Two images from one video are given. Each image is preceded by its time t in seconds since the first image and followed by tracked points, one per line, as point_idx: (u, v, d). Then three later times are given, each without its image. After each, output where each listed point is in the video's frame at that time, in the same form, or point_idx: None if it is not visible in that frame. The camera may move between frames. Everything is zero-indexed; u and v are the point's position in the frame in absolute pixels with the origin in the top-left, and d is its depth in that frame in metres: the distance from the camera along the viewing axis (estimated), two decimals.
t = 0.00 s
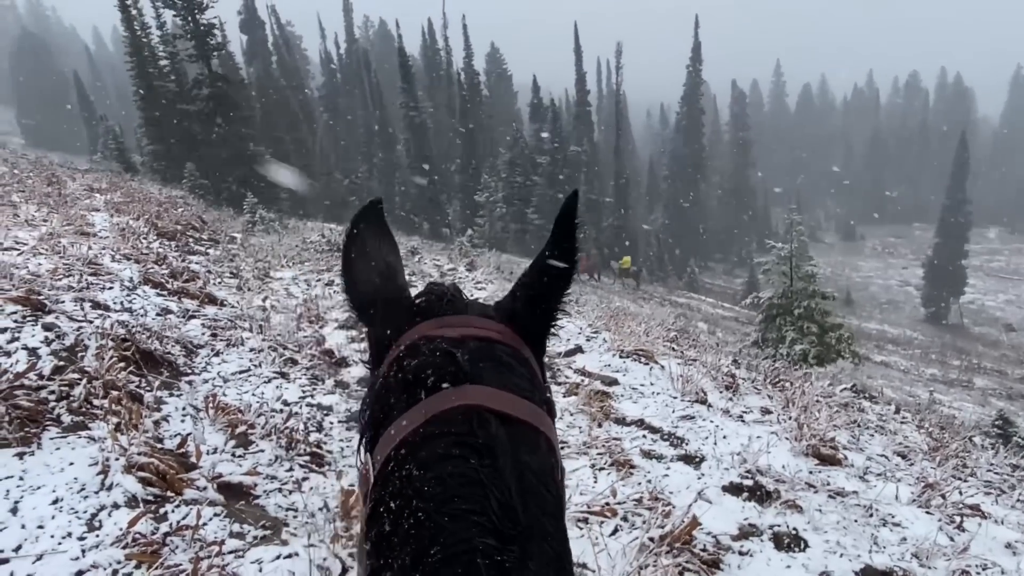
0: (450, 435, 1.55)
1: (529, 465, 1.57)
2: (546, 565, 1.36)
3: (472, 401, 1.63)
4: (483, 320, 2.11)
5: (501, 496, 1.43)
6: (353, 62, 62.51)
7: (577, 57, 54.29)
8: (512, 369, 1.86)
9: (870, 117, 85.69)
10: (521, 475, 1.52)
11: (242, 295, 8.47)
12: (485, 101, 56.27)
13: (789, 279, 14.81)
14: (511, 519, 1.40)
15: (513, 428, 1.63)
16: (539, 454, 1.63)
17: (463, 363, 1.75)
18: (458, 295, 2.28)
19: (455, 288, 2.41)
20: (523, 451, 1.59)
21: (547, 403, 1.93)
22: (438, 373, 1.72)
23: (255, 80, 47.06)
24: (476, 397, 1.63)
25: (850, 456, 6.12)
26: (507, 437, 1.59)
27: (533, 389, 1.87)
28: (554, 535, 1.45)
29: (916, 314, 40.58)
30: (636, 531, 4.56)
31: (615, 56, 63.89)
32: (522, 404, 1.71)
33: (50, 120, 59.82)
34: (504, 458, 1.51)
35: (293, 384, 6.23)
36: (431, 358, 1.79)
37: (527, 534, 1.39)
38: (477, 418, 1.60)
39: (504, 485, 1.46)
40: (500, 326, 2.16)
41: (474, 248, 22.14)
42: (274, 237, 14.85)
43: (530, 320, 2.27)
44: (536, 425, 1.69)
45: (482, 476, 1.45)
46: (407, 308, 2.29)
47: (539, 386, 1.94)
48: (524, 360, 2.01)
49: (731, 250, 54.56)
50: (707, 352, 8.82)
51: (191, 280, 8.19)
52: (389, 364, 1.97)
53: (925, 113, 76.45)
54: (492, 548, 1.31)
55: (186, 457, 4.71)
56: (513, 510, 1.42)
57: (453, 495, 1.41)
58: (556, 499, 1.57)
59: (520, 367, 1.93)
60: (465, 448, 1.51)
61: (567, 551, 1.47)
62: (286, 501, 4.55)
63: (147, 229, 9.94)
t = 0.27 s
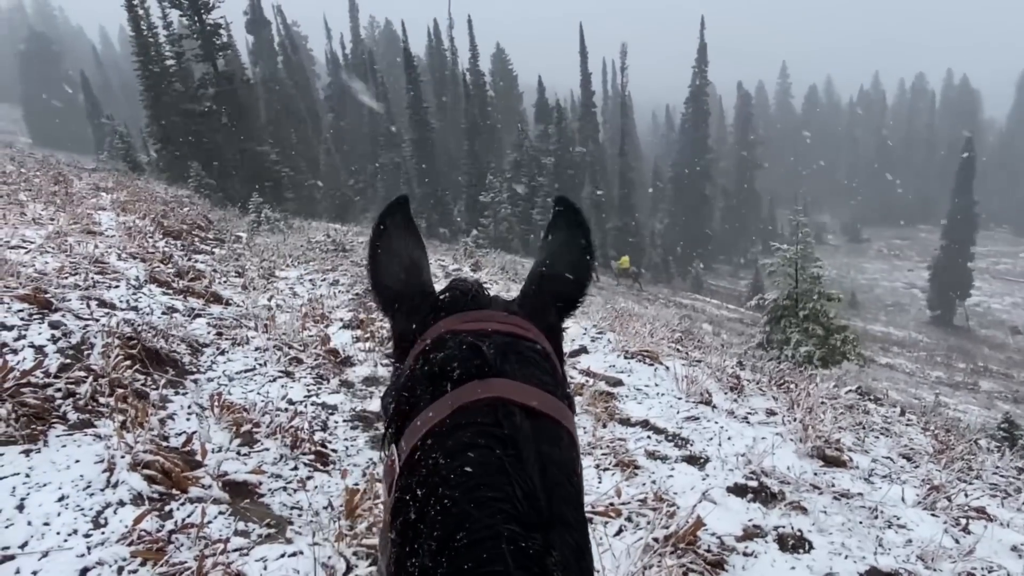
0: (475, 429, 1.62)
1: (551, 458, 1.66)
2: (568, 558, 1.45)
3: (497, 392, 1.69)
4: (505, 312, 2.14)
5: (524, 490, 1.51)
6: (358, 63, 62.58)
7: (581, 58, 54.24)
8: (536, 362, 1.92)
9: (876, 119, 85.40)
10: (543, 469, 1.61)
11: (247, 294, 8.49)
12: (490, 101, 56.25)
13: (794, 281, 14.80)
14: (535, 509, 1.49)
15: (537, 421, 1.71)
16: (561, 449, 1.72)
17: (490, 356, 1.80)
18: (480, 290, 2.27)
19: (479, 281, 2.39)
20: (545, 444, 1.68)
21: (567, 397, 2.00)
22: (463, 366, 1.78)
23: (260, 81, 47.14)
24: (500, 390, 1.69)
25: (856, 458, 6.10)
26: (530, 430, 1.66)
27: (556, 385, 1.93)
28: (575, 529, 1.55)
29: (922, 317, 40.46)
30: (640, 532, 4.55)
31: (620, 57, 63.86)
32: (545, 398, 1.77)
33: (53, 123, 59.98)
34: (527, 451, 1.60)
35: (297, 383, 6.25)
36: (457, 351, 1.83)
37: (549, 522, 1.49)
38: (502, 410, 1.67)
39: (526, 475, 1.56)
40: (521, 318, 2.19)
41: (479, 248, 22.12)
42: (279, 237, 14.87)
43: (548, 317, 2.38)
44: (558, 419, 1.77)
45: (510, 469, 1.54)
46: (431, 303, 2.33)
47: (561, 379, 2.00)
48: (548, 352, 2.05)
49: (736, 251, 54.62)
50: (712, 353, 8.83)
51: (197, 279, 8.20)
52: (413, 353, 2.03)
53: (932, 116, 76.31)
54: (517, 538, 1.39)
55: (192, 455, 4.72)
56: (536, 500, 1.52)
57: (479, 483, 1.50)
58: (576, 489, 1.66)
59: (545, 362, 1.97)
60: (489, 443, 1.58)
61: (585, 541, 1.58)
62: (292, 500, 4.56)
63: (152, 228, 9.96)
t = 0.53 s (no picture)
0: (480, 431, 1.62)
1: (556, 459, 1.66)
2: (571, 560, 1.45)
3: (501, 395, 1.69)
4: (509, 314, 2.13)
5: (528, 494, 1.50)
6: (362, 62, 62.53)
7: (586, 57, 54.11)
8: (541, 365, 1.92)
9: (882, 118, 84.92)
10: (548, 471, 1.61)
11: (251, 294, 8.50)
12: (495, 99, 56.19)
13: (798, 282, 14.78)
14: (538, 512, 1.49)
15: (542, 424, 1.70)
16: (565, 451, 1.72)
17: (494, 359, 1.79)
18: (486, 292, 2.25)
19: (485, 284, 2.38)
20: (549, 447, 1.67)
21: (571, 397, 1.99)
22: (469, 368, 1.76)
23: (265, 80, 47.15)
24: (505, 394, 1.68)
25: (859, 460, 6.08)
26: (534, 433, 1.66)
27: (560, 388, 1.93)
28: (578, 531, 1.55)
29: (927, 317, 40.35)
30: (642, 534, 4.54)
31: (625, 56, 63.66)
32: (549, 401, 1.77)
33: (58, 123, 60.19)
34: (531, 452, 1.60)
35: (300, 383, 6.26)
36: (462, 353, 1.82)
37: (553, 525, 1.49)
38: (507, 413, 1.67)
39: (531, 478, 1.56)
40: (526, 320, 2.19)
41: (483, 249, 22.11)
42: (283, 237, 14.89)
43: (551, 319, 2.40)
44: (562, 422, 1.76)
45: (513, 473, 1.53)
46: (436, 305, 2.33)
47: (564, 383, 2.00)
48: (552, 355, 2.05)
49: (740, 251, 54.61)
50: (716, 354, 8.80)
51: (201, 279, 8.22)
52: (417, 356, 2.03)
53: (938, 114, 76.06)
54: (522, 541, 1.39)
55: (195, 455, 4.74)
56: (540, 503, 1.53)
57: (483, 484, 1.51)
58: (580, 493, 1.66)
59: (549, 364, 1.97)
60: (494, 443, 1.59)
61: (589, 544, 1.59)
62: (294, 500, 4.57)
63: (156, 227, 9.99)
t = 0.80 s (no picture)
0: (484, 433, 1.61)
1: (560, 464, 1.65)
2: (576, 563, 1.44)
3: (507, 397, 1.68)
4: (515, 318, 2.13)
5: (533, 497, 1.50)
6: (365, 63, 62.60)
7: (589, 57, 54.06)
8: (546, 370, 1.91)
9: (887, 119, 84.59)
10: (552, 473, 1.61)
11: (255, 294, 8.51)
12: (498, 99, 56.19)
13: (802, 283, 14.75)
14: (544, 515, 1.49)
15: (546, 427, 1.70)
16: (569, 454, 1.71)
17: (500, 362, 1.78)
18: (491, 296, 2.25)
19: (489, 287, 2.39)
20: (554, 449, 1.66)
21: (576, 402, 1.98)
22: (474, 371, 1.76)
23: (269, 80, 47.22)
24: (512, 396, 1.67)
25: (864, 462, 6.06)
26: (539, 436, 1.66)
27: (566, 391, 1.92)
28: (583, 534, 1.54)
29: (932, 319, 40.25)
30: (646, 535, 4.53)
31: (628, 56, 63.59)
32: (555, 405, 1.77)
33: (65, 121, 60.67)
34: (536, 455, 1.59)
35: (304, 383, 6.27)
36: (467, 356, 1.82)
37: (558, 528, 1.49)
38: (512, 416, 1.66)
39: (535, 480, 1.56)
40: (531, 324, 2.18)
41: (486, 249, 22.11)
42: (287, 237, 14.90)
43: (556, 321, 2.40)
44: (567, 425, 1.75)
45: (517, 476, 1.53)
46: (441, 308, 2.33)
47: (570, 387, 1.99)
48: (557, 359, 2.04)
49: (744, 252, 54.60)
50: (720, 356, 8.78)
51: (205, 279, 8.24)
52: (422, 359, 2.03)
53: (943, 115, 75.95)
54: (525, 542, 1.38)
55: (198, 455, 4.74)
56: (545, 504, 1.52)
57: (488, 486, 1.50)
58: (584, 496, 1.66)
59: (554, 368, 1.96)
60: (500, 446, 1.58)
61: (593, 547, 1.58)
62: (297, 500, 4.57)
63: (161, 228, 10.01)
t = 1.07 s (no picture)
0: (488, 434, 1.60)
1: (565, 466, 1.64)
2: (579, 567, 1.43)
3: (511, 398, 1.67)
4: (522, 319, 2.11)
5: (536, 498, 1.50)
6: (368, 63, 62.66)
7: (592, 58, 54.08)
8: (552, 371, 1.89)
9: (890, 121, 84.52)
10: (556, 475, 1.59)
11: (258, 294, 8.51)
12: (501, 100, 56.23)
13: (805, 283, 14.73)
14: (546, 516, 1.48)
15: (551, 429, 1.68)
16: (575, 457, 1.70)
17: (504, 364, 1.76)
18: (499, 297, 2.23)
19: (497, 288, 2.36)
20: (559, 451, 1.65)
21: (582, 403, 1.97)
22: (479, 372, 1.74)
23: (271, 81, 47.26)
24: (517, 399, 1.65)
25: (868, 463, 6.05)
26: (543, 438, 1.64)
27: (572, 393, 1.91)
28: (587, 538, 1.54)
29: (936, 319, 40.22)
30: (649, 536, 4.51)
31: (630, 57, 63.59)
32: (561, 408, 1.75)
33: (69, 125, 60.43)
34: (541, 457, 1.58)
35: (307, 383, 6.28)
36: (472, 358, 1.80)
37: (562, 530, 1.48)
38: (515, 417, 1.64)
39: (540, 480, 1.55)
40: (539, 324, 2.17)
41: (489, 249, 22.12)
42: (290, 237, 14.92)
43: (564, 324, 2.39)
44: (573, 430, 1.74)
45: (520, 478, 1.51)
46: (449, 308, 2.32)
47: (577, 389, 1.97)
48: (563, 360, 2.03)
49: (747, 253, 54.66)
50: (723, 356, 8.76)
51: (208, 278, 8.24)
52: (428, 360, 2.02)
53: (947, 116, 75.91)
54: (528, 546, 1.37)
55: (201, 454, 4.74)
56: (549, 506, 1.51)
57: (491, 488, 1.49)
58: (589, 500, 1.64)
59: (559, 368, 1.95)
60: (504, 448, 1.56)
61: (597, 549, 1.58)
62: (300, 500, 4.57)
63: (165, 227, 10.02)
